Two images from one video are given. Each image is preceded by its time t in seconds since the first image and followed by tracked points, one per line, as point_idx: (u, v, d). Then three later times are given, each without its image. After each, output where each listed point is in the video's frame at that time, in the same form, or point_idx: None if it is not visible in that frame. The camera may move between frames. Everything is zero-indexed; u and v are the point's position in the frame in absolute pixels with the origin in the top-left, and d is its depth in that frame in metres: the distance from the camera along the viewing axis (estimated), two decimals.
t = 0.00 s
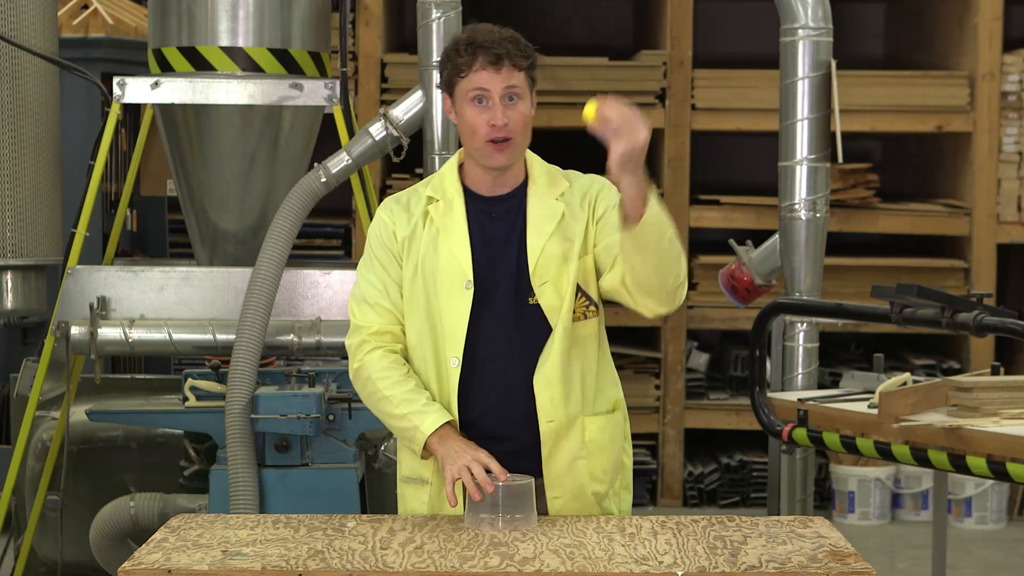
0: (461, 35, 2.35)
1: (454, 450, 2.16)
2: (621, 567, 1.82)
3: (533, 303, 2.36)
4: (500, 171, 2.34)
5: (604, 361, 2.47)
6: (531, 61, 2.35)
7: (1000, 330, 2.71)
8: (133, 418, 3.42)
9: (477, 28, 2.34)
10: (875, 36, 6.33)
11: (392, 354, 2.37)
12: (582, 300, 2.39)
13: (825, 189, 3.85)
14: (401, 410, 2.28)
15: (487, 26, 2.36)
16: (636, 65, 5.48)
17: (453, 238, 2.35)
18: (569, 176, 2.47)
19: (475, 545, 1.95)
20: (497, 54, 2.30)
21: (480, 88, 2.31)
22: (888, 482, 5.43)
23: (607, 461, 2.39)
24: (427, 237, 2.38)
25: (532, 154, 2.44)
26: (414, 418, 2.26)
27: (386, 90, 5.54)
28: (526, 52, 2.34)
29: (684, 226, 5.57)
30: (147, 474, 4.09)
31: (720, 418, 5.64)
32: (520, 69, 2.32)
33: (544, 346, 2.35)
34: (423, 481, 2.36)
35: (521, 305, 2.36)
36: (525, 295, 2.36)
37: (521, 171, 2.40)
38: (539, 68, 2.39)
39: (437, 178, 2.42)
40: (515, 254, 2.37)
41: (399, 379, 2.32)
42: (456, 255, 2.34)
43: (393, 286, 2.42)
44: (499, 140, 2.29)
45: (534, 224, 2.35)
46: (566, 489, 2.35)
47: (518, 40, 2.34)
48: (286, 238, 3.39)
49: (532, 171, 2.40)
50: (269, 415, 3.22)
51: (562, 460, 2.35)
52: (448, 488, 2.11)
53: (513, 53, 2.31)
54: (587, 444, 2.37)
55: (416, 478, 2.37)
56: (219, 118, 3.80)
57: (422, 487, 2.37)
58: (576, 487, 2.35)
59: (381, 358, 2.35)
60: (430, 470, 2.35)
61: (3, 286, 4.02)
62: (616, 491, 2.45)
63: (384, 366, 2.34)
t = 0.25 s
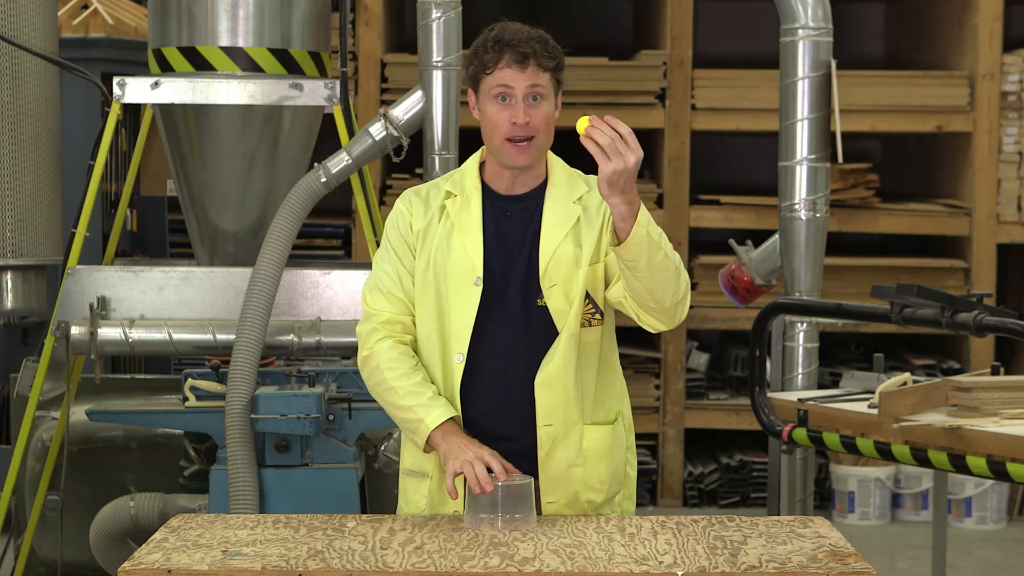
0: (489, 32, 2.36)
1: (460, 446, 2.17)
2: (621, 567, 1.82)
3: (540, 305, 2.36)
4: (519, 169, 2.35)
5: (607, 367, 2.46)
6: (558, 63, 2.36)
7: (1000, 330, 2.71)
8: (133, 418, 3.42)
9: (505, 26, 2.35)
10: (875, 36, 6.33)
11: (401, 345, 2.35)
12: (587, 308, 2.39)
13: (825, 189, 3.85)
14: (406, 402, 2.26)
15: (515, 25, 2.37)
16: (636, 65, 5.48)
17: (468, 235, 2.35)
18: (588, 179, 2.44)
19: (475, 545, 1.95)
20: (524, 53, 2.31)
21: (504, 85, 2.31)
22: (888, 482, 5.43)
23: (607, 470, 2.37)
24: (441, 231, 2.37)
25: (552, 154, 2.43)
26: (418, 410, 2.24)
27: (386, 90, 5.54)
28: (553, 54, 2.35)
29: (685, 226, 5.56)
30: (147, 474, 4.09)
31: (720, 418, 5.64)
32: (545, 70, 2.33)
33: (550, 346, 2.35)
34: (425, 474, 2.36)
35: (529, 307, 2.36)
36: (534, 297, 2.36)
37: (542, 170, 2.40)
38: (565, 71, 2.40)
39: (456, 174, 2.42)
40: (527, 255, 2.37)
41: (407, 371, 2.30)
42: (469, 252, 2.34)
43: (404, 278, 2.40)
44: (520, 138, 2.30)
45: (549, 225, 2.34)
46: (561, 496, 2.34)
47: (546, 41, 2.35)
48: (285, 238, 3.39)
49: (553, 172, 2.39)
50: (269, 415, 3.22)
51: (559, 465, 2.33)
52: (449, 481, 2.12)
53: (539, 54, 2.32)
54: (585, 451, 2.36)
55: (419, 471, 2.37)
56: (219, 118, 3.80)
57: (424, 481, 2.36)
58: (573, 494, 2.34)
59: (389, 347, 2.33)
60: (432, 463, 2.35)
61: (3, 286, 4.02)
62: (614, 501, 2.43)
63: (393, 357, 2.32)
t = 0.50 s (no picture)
0: (500, 33, 2.36)
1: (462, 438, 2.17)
2: (621, 567, 1.82)
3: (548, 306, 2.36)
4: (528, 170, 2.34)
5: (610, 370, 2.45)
6: (569, 66, 2.35)
7: (1000, 330, 2.71)
8: (133, 418, 3.42)
9: (517, 27, 2.35)
10: (875, 36, 6.33)
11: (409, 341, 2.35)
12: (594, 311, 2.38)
13: (825, 189, 3.85)
14: (413, 397, 2.26)
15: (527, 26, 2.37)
16: (636, 65, 5.48)
17: (476, 234, 2.35)
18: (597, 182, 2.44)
19: (475, 545, 1.95)
20: (534, 54, 2.31)
21: (514, 86, 2.31)
22: (888, 482, 5.43)
23: (609, 474, 2.36)
24: (449, 230, 2.38)
25: (564, 157, 2.44)
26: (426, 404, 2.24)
27: (386, 90, 5.54)
28: (564, 56, 2.35)
29: (685, 226, 5.56)
30: (147, 474, 4.09)
31: (720, 418, 5.64)
32: (556, 72, 2.33)
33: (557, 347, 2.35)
34: (431, 472, 2.35)
35: (536, 308, 2.36)
36: (541, 297, 2.36)
37: (552, 172, 2.40)
38: (577, 73, 2.39)
39: (466, 173, 2.42)
40: (534, 255, 2.37)
41: (414, 366, 2.29)
42: (477, 252, 2.34)
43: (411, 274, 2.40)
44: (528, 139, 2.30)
45: (557, 226, 2.34)
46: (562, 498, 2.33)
47: (557, 43, 2.35)
48: (285, 238, 3.39)
49: (563, 174, 2.39)
50: (269, 415, 3.22)
51: (560, 468, 2.32)
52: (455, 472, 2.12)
53: (550, 55, 2.32)
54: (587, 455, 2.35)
55: (425, 469, 2.36)
56: (219, 118, 3.80)
57: (429, 479, 2.36)
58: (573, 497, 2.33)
59: (397, 343, 2.33)
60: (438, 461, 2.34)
61: (3, 286, 4.02)
62: (618, 504, 2.42)
63: (400, 351, 2.32)
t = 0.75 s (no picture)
0: (506, 32, 2.35)
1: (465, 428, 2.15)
2: (621, 567, 1.82)
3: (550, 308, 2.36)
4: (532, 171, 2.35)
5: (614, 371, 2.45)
6: (575, 66, 2.35)
7: (1000, 330, 2.71)
8: (132, 418, 3.42)
9: (524, 27, 2.34)
10: (875, 36, 6.33)
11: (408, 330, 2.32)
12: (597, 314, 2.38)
13: (825, 189, 3.85)
14: (417, 384, 2.23)
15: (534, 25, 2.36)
16: (637, 65, 5.48)
17: (481, 235, 2.35)
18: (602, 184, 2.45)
19: (475, 545, 1.95)
20: (540, 55, 2.30)
21: (519, 87, 2.31)
22: (888, 482, 5.43)
23: (610, 476, 2.36)
24: (454, 228, 2.38)
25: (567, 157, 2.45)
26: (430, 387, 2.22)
27: (386, 89, 5.54)
28: (571, 56, 2.34)
29: (685, 226, 5.57)
30: (146, 474, 4.09)
31: (720, 418, 5.64)
32: (562, 73, 2.32)
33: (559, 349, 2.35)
34: (431, 471, 2.36)
35: (539, 310, 2.36)
36: (544, 299, 2.36)
37: (557, 172, 2.41)
38: (583, 73, 2.38)
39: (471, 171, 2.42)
40: (538, 258, 2.37)
41: (417, 354, 2.27)
42: (481, 252, 2.34)
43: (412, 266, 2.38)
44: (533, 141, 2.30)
45: (561, 228, 2.35)
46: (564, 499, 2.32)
47: (564, 43, 2.34)
48: (286, 238, 3.39)
49: (567, 175, 2.40)
50: (269, 415, 3.22)
51: (562, 470, 2.32)
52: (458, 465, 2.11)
53: (555, 56, 2.31)
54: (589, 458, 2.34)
55: (424, 467, 2.37)
56: (219, 118, 3.80)
57: (429, 478, 2.36)
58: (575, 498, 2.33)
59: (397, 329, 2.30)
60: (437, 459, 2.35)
61: (3, 286, 4.02)
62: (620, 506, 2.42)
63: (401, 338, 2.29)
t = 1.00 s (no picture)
0: (505, 34, 2.36)
1: (451, 357, 2.07)
2: (621, 567, 1.82)
3: (549, 308, 2.36)
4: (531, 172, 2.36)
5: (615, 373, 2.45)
6: (573, 68, 2.35)
7: (1000, 330, 2.71)
8: (132, 417, 3.42)
9: (522, 28, 2.35)
10: (875, 36, 6.34)
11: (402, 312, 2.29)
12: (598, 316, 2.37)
13: (825, 189, 3.85)
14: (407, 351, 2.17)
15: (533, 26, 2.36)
16: (637, 65, 5.48)
17: (481, 234, 2.35)
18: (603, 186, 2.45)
19: (475, 545, 1.95)
20: (538, 57, 2.30)
21: (517, 88, 2.31)
22: (888, 482, 5.43)
23: (610, 478, 2.35)
24: (455, 227, 2.37)
25: (568, 159, 2.45)
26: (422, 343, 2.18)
27: (386, 89, 5.54)
28: (569, 58, 2.34)
29: (685, 226, 5.57)
30: (146, 474, 4.09)
31: (720, 418, 5.64)
32: (560, 75, 2.32)
33: (559, 350, 2.34)
34: (427, 470, 2.34)
35: (539, 310, 2.36)
36: (543, 298, 2.36)
37: (557, 173, 2.41)
38: (582, 74, 2.38)
39: (472, 171, 2.43)
40: (538, 259, 2.37)
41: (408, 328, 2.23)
42: (481, 251, 2.34)
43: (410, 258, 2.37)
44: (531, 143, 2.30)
45: (561, 230, 2.35)
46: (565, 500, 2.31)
47: (562, 45, 2.34)
48: (286, 238, 3.39)
49: (568, 177, 2.41)
50: (269, 414, 3.22)
51: (563, 472, 2.32)
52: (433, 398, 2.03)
53: (553, 58, 2.31)
54: (590, 459, 2.34)
55: (420, 466, 2.35)
56: (219, 118, 3.80)
57: (425, 477, 2.35)
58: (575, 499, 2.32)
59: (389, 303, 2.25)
60: (433, 458, 2.33)
61: (3, 286, 4.01)
62: (619, 507, 2.42)
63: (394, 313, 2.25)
